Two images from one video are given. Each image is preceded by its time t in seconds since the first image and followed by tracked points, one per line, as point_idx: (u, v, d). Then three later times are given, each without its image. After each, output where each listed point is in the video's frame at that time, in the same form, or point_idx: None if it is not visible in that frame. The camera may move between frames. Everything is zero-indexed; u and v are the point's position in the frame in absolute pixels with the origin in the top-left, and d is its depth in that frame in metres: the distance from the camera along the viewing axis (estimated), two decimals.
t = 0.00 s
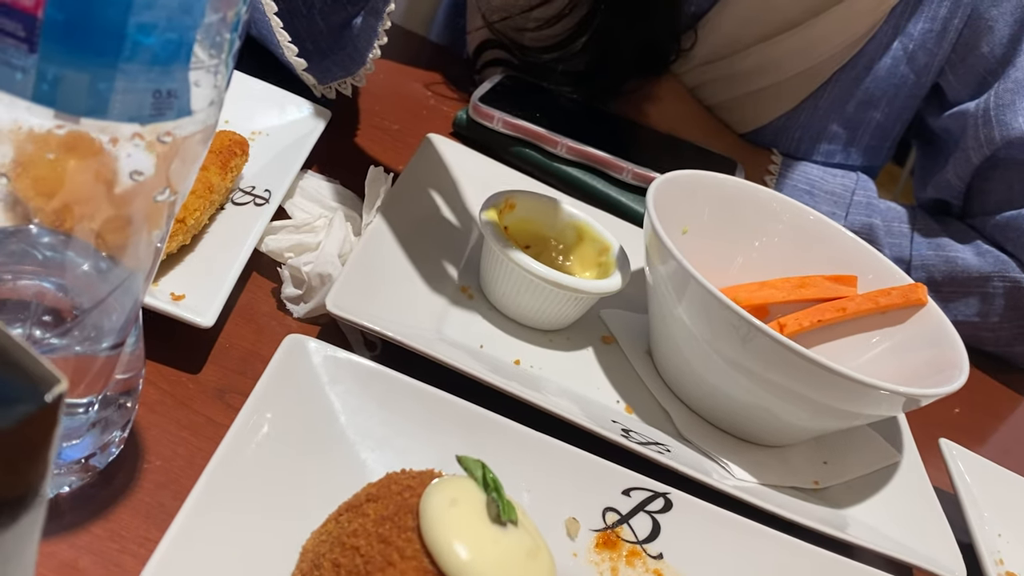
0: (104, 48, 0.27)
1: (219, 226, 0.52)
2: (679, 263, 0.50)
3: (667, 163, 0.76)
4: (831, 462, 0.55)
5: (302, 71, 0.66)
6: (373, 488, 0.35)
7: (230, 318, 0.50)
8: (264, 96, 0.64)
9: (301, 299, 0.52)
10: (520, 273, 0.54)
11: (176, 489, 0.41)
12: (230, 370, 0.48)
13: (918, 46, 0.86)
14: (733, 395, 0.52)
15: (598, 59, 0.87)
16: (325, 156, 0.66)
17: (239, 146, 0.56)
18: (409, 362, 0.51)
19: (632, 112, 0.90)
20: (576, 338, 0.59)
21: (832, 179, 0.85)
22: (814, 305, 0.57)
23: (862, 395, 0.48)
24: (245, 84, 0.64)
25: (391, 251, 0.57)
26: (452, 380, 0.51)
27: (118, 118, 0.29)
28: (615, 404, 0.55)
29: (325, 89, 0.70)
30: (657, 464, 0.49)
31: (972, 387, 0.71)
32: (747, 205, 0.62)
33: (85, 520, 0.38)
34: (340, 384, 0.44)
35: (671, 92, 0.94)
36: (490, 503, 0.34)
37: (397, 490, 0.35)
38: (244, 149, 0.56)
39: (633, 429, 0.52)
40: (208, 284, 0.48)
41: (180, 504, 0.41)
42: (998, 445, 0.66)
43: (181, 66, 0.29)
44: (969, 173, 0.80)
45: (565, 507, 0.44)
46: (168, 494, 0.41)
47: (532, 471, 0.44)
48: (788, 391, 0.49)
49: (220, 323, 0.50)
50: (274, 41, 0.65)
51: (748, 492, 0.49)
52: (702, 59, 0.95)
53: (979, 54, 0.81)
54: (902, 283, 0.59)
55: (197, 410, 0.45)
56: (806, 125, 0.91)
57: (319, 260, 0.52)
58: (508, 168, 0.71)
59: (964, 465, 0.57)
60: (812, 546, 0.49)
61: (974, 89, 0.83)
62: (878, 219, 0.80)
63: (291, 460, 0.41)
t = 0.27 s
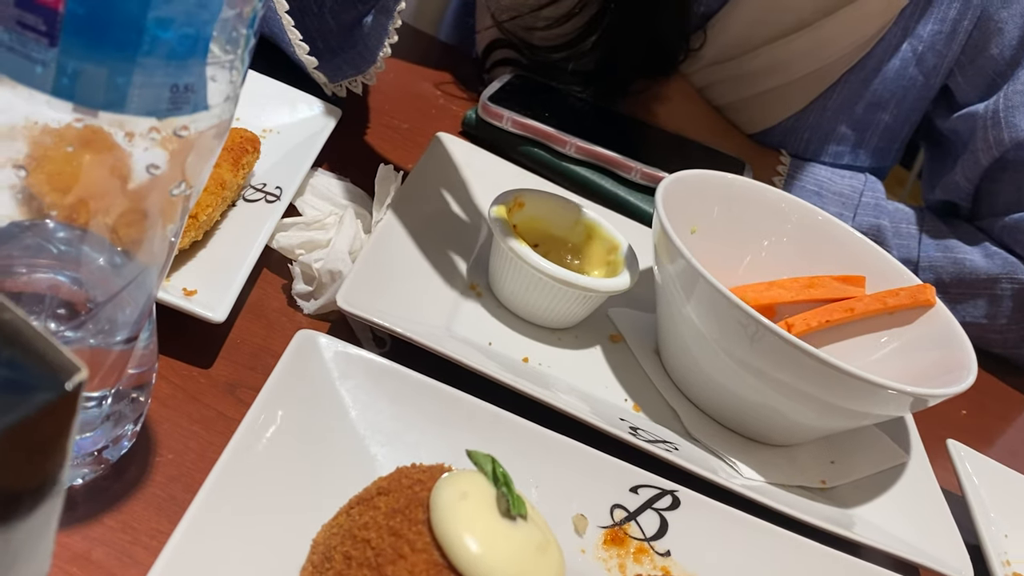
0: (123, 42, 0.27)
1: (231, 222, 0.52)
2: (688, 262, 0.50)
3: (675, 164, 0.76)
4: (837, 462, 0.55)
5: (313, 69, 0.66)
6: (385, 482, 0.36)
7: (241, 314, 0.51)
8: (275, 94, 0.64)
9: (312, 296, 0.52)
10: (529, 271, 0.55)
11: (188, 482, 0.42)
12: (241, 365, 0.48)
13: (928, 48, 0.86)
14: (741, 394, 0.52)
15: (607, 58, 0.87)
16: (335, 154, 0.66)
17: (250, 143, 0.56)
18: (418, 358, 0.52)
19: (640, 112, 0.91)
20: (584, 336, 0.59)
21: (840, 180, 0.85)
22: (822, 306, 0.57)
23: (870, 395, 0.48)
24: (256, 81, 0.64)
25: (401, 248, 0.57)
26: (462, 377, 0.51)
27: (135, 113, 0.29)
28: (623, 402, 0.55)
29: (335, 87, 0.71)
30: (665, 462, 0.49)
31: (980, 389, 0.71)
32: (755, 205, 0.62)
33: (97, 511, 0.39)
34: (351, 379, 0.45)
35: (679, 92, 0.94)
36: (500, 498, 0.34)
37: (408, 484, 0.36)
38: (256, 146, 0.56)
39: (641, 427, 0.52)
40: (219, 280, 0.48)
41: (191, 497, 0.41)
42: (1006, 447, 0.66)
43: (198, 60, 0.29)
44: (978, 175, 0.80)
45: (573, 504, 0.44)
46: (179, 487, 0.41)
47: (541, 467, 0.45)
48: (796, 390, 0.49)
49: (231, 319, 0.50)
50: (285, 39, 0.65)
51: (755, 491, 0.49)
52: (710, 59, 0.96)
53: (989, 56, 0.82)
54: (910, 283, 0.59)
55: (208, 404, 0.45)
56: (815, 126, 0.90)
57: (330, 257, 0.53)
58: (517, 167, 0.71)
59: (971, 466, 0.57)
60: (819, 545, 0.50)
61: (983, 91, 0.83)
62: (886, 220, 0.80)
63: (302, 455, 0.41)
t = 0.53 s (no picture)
0: (140, 35, 0.27)
1: (243, 219, 0.52)
2: (700, 260, 0.50)
3: (685, 163, 0.76)
4: (848, 462, 0.55)
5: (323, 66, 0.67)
6: (396, 477, 0.36)
7: (253, 310, 0.51)
8: (286, 91, 0.64)
9: (323, 292, 0.53)
10: (540, 269, 0.55)
11: (199, 476, 0.42)
12: (252, 360, 0.48)
13: (940, 48, 0.86)
14: (752, 394, 0.52)
15: (617, 56, 0.87)
16: (346, 152, 0.66)
17: (263, 139, 0.56)
18: (429, 355, 0.52)
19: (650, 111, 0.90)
20: (594, 335, 0.59)
21: (851, 181, 0.85)
22: (833, 305, 0.57)
23: (882, 394, 0.47)
24: (268, 78, 0.64)
25: (411, 245, 0.57)
26: (472, 374, 0.51)
27: (151, 106, 0.29)
28: (633, 401, 0.55)
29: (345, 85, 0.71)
30: (675, 460, 0.49)
31: (991, 390, 0.70)
32: (766, 204, 0.62)
33: (110, 505, 0.39)
34: (362, 375, 0.45)
35: (689, 92, 0.94)
36: (511, 493, 0.34)
37: (419, 479, 0.36)
38: (268, 143, 0.57)
39: (651, 426, 0.52)
40: (231, 275, 0.48)
41: (203, 491, 0.41)
42: (1017, 448, 0.65)
43: (214, 53, 0.30)
44: (990, 176, 0.79)
45: (583, 501, 0.44)
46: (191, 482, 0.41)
47: (551, 465, 0.45)
48: (808, 390, 0.49)
49: (243, 314, 0.50)
50: (297, 37, 0.65)
51: (766, 490, 0.49)
52: (720, 59, 0.96)
53: (1001, 56, 0.82)
54: (922, 284, 0.59)
55: (220, 399, 0.46)
56: (826, 126, 0.90)
57: (341, 254, 0.53)
58: (527, 166, 0.71)
59: (982, 467, 0.57)
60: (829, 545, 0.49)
61: (995, 91, 0.83)
62: (897, 221, 0.80)
63: (314, 450, 0.41)
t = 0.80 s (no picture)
0: (153, 45, 0.28)
1: (252, 221, 0.53)
2: (702, 263, 0.51)
3: (690, 166, 0.77)
4: (848, 463, 0.55)
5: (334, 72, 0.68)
6: (400, 473, 0.37)
7: (262, 310, 0.52)
8: (296, 96, 0.65)
9: (331, 293, 0.54)
10: (544, 271, 0.55)
11: (209, 472, 0.43)
12: (261, 359, 0.49)
13: (944, 53, 0.86)
14: (753, 395, 0.53)
15: (624, 59, 0.89)
16: (354, 155, 0.67)
17: (273, 143, 0.57)
18: (434, 355, 0.53)
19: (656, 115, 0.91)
20: (598, 336, 0.60)
21: (855, 185, 0.85)
22: (835, 308, 0.58)
23: (882, 396, 0.48)
24: (278, 83, 0.65)
25: (418, 247, 0.58)
26: (476, 374, 0.52)
27: (164, 113, 0.30)
28: (635, 401, 0.56)
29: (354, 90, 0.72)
30: (676, 460, 0.49)
31: (994, 393, 0.71)
32: (769, 208, 0.62)
33: (122, 499, 0.40)
34: (368, 375, 0.46)
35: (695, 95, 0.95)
36: (512, 490, 0.35)
37: (422, 475, 0.37)
38: (277, 147, 0.57)
39: (652, 426, 0.52)
40: (240, 277, 0.49)
41: (212, 487, 0.42)
42: (1019, 451, 0.66)
43: (224, 63, 0.30)
44: (994, 180, 0.80)
45: (584, 500, 0.45)
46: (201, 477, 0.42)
47: (553, 464, 0.45)
48: (808, 392, 0.50)
49: (252, 315, 0.51)
50: (308, 42, 0.66)
51: (765, 490, 0.49)
52: (725, 64, 0.96)
53: (1005, 61, 0.83)
54: (923, 288, 0.59)
55: (229, 397, 0.47)
56: (831, 130, 0.91)
57: (349, 255, 0.54)
58: (532, 168, 0.72)
59: (982, 469, 0.57)
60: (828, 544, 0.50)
61: (999, 96, 0.84)
62: (901, 224, 0.80)
63: (320, 447, 0.42)
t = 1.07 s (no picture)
0: (171, 38, 0.28)
1: (267, 218, 0.53)
2: (718, 262, 0.50)
3: (705, 165, 0.76)
4: (866, 465, 0.55)
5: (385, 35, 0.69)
6: (415, 472, 0.36)
7: (277, 307, 0.52)
8: (311, 94, 0.65)
9: (345, 291, 0.54)
10: (559, 269, 0.55)
11: (222, 470, 0.43)
12: (276, 357, 0.49)
13: (962, 51, 0.86)
14: (770, 396, 0.52)
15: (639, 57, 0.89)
16: (369, 152, 0.67)
17: (288, 140, 0.57)
18: (448, 354, 0.53)
19: (671, 114, 0.91)
20: (613, 336, 0.60)
21: (872, 185, 0.85)
22: (853, 309, 0.57)
23: (902, 397, 0.47)
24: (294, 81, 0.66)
25: (432, 245, 0.58)
26: (491, 373, 0.52)
27: (181, 107, 0.30)
28: (650, 402, 0.55)
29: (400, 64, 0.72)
30: (692, 461, 0.49)
31: (1014, 396, 0.70)
32: (786, 207, 0.61)
33: (136, 496, 0.40)
34: (383, 373, 0.46)
35: (710, 93, 0.94)
36: (529, 489, 0.34)
37: (438, 473, 0.36)
38: (292, 144, 0.57)
39: (668, 426, 0.52)
40: (254, 274, 0.49)
41: (226, 485, 0.42)
42: None
43: (242, 57, 0.30)
44: (1013, 180, 0.79)
45: (599, 500, 0.45)
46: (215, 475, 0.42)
47: (568, 463, 0.45)
48: (826, 392, 0.49)
49: (267, 312, 0.51)
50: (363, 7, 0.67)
51: (783, 492, 0.49)
52: (740, 62, 0.96)
53: None
54: (942, 287, 0.58)
55: (244, 394, 0.47)
56: (848, 129, 0.91)
57: (363, 253, 0.54)
58: (547, 167, 0.72)
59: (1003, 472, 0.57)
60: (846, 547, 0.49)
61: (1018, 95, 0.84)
62: (918, 225, 0.79)
63: (335, 446, 0.42)
